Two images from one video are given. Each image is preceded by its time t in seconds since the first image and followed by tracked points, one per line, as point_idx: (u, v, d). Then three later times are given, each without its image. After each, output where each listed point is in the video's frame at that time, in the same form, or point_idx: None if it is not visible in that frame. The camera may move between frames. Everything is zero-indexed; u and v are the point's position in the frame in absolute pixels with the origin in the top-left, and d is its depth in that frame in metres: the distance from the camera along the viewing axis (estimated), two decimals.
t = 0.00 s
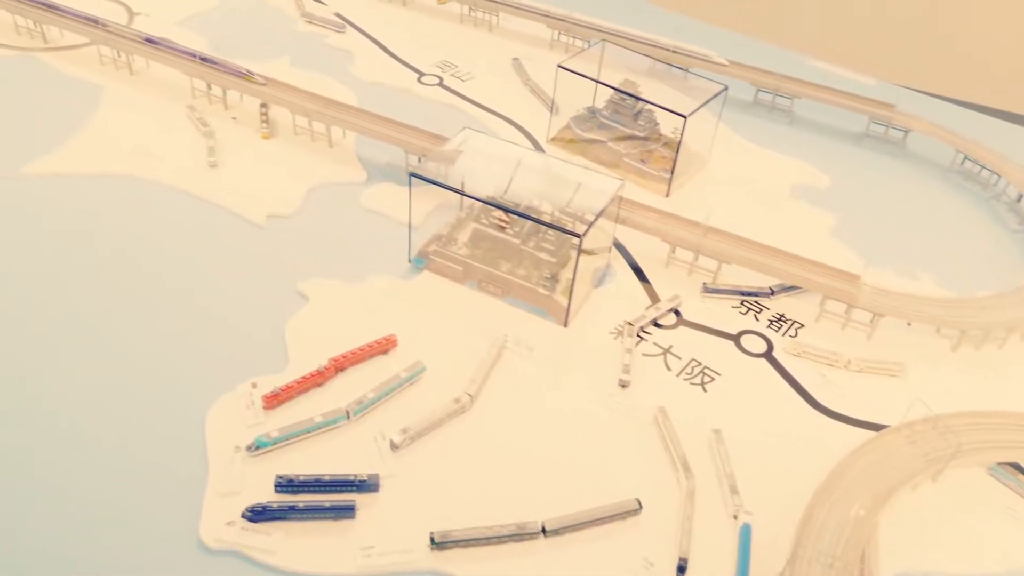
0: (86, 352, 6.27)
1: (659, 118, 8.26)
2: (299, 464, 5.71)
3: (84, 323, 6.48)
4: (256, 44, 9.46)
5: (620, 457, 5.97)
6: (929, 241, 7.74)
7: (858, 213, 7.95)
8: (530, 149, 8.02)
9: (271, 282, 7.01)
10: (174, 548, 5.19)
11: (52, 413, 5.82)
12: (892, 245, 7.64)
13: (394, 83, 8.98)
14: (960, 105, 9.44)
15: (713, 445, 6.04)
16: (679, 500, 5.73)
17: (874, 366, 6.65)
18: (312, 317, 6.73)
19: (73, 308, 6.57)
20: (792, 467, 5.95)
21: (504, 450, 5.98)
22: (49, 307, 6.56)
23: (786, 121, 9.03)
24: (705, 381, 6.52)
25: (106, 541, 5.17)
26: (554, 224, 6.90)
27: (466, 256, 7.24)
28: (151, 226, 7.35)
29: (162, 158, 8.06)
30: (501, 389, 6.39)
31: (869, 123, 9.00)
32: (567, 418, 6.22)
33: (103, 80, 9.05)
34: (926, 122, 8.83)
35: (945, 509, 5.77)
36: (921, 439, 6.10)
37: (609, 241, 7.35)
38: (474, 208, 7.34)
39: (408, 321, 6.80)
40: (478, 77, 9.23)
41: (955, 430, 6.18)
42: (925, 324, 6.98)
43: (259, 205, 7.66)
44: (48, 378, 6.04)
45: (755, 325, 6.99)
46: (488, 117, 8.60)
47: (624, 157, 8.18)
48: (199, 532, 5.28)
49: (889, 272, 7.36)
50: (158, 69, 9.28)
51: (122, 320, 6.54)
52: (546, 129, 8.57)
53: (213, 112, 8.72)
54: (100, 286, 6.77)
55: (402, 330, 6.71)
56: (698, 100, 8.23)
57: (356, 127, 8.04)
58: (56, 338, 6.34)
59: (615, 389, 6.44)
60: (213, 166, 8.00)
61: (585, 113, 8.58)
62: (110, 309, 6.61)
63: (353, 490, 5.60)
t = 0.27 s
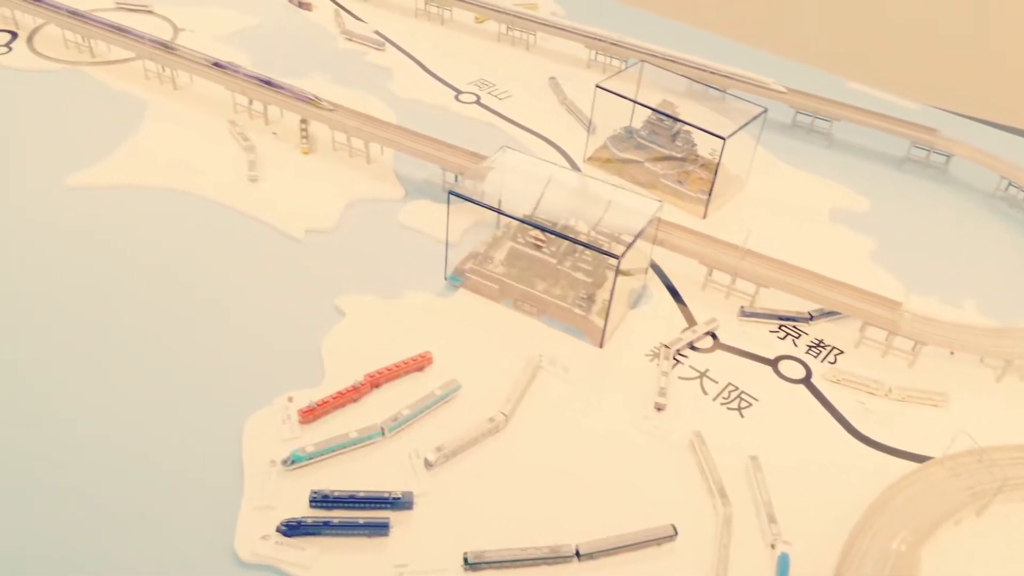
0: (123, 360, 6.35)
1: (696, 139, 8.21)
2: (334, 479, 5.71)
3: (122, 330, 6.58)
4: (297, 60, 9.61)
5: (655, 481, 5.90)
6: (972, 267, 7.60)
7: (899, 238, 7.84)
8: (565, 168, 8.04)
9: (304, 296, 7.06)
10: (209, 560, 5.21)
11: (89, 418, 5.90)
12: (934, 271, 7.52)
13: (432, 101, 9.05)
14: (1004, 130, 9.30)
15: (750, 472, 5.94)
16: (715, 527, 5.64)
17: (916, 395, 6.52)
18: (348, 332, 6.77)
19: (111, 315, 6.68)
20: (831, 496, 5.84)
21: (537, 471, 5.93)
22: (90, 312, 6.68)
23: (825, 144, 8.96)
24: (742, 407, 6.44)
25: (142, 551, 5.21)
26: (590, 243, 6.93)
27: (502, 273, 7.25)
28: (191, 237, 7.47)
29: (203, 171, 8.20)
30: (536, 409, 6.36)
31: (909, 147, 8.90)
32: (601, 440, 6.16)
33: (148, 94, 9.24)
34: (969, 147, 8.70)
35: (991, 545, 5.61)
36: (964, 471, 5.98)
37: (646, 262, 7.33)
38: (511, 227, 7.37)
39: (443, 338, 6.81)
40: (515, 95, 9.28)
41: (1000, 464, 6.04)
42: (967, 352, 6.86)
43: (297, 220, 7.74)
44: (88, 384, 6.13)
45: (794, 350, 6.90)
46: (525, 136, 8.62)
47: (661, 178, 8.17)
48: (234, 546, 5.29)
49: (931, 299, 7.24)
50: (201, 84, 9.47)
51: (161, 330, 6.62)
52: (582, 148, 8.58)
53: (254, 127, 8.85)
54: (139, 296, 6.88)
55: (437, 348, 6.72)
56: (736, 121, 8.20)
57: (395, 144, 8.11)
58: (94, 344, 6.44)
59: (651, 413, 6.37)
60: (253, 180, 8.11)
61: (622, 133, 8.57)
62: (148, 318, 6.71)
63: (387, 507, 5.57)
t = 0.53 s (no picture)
0: (140, 358, 6.41)
1: (724, 153, 8.15)
2: (356, 484, 5.72)
3: (144, 329, 6.64)
4: (327, 65, 9.70)
5: (677, 497, 5.85)
6: (1002, 289, 7.51)
7: (928, 257, 7.77)
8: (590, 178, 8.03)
9: (329, 301, 7.10)
10: (230, 562, 5.21)
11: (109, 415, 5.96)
12: (963, 291, 7.43)
13: (459, 108, 9.10)
14: None
15: (774, 491, 5.88)
16: (738, 545, 5.57)
17: (944, 417, 6.45)
18: (373, 337, 6.80)
19: (129, 314, 6.74)
20: (856, 517, 5.77)
21: (559, 482, 5.90)
22: (110, 311, 6.75)
23: (854, 160, 8.92)
24: (767, 424, 6.40)
25: (164, 549, 5.23)
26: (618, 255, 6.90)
27: (527, 283, 7.28)
28: (212, 239, 7.54)
29: (232, 173, 8.29)
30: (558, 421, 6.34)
31: (939, 165, 8.83)
32: (623, 454, 6.13)
33: (180, 96, 9.36)
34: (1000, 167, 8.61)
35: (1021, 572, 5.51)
36: (993, 498, 5.89)
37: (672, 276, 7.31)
38: (537, 237, 7.38)
39: (467, 347, 6.82)
40: (542, 105, 9.31)
41: None
42: (996, 376, 6.79)
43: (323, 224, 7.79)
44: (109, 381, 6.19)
45: (819, 368, 6.86)
46: (551, 145, 8.63)
47: (688, 191, 8.16)
48: (255, 548, 5.29)
49: (960, 320, 7.15)
50: (232, 88, 9.59)
51: (180, 330, 6.67)
52: (608, 159, 8.58)
53: (283, 130, 8.94)
54: (162, 296, 6.94)
55: (461, 357, 6.73)
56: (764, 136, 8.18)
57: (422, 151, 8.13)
58: (116, 343, 6.50)
59: (675, 427, 6.34)
60: (282, 184, 8.18)
61: (649, 145, 8.59)
62: (167, 318, 6.76)
63: (409, 515, 5.54)
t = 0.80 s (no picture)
0: (166, 368, 6.43)
1: (750, 177, 8.14)
2: (377, 499, 5.71)
3: (171, 342, 6.66)
4: (355, 80, 9.81)
5: (698, 523, 5.81)
6: None
7: (954, 287, 7.73)
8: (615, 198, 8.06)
9: (352, 314, 7.13)
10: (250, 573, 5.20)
11: (128, 421, 5.99)
12: (991, 322, 7.36)
13: (485, 125, 9.16)
14: None
15: (797, 519, 5.82)
16: (760, 573, 5.51)
17: (969, 450, 6.39)
18: (396, 352, 6.83)
19: (157, 324, 6.78)
20: (880, 549, 5.72)
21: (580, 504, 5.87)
22: (130, 317, 6.82)
23: (880, 188, 8.93)
24: (790, 451, 6.36)
25: (184, 557, 5.24)
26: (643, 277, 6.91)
27: (551, 302, 7.28)
28: (235, 249, 7.60)
29: (260, 184, 8.37)
30: (580, 442, 6.32)
31: (966, 195, 8.80)
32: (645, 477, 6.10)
33: (210, 107, 9.48)
34: None
35: None
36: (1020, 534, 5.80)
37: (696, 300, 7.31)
38: (562, 256, 7.42)
39: (490, 364, 6.83)
40: (567, 124, 9.36)
41: None
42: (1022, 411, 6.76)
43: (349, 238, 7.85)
44: (127, 386, 6.23)
45: (843, 397, 6.83)
46: (577, 165, 8.67)
47: (712, 215, 8.18)
48: (275, 560, 5.28)
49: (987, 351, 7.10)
50: (261, 100, 9.71)
51: (203, 340, 6.71)
52: (633, 180, 8.60)
53: (312, 143, 9.04)
54: (188, 307, 6.97)
55: (484, 374, 6.73)
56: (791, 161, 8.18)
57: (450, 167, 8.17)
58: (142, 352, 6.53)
59: (697, 452, 6.31)
60: (309, 197, 8.24)
61: (674, 167, 8.62)
62: (192, 329, 6.79)
63: (429, 532, 5.51)
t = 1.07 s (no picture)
0: (191, 373, 6.49)
1: (774, 198, 8.13)
2: (398, 511, 5.72)
3: (194, 346, 6.73)
4: (382, 91, 9.91)
5: (720, 544, 5.78)
6: None
7: (980, 313, 7.68)
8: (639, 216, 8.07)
9: (377, 325, 7.18)
10: None
11: (154, 425, 6.04)
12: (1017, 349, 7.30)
13: (511, 139, 9.22)
14: None
15: (819, 544, 5.76)
16: None
17: (994, 479, 6.33)
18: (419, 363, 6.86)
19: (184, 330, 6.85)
20: None
21: (601, 522, 5.85)
22: (158, 322, 6.88)
23: (904, 211, 8.91)
24: (812, 475, 6.33)
25: (195, 558, 5.27)
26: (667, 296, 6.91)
27: (574, 318, 7.31)
28: (250, 255, 7.67)
29: (287, 193, 8.46)
30: (601, 459, 6.32)
31: (992, 221, 8.76)
32: (666, 497, 6.07)
33: (239, 115, 9.60)
34: None
35: None
36: None
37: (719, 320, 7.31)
38: (585, 272, 7.42)
39: (512, 379, 6.84)
40: (592, 140, 9.41)
41: None
42: None
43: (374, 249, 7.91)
44: (154, 391, 6.28)
45: (866, 421, 6.79)
46: (602, 182, 8.70)
47: (735, 235, 8.19)
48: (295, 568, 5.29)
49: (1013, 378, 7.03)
50: (289, 109, 9.83)
51: (228, 347, 6.76)
52: (657, 198, 8.63)
53: (338, 154, 9.13)
54: (214, 313, 7.04)
55: (506, 389, 6.74)
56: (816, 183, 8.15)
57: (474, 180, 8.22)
58: (168, 357, 6.59)
59: (719, 473, 6.29)
60: (335, 207, 8.32)
61: (698, 186, 8.62)
62: (219, 335, 6.85)
63: (450, 546, 5.50)
